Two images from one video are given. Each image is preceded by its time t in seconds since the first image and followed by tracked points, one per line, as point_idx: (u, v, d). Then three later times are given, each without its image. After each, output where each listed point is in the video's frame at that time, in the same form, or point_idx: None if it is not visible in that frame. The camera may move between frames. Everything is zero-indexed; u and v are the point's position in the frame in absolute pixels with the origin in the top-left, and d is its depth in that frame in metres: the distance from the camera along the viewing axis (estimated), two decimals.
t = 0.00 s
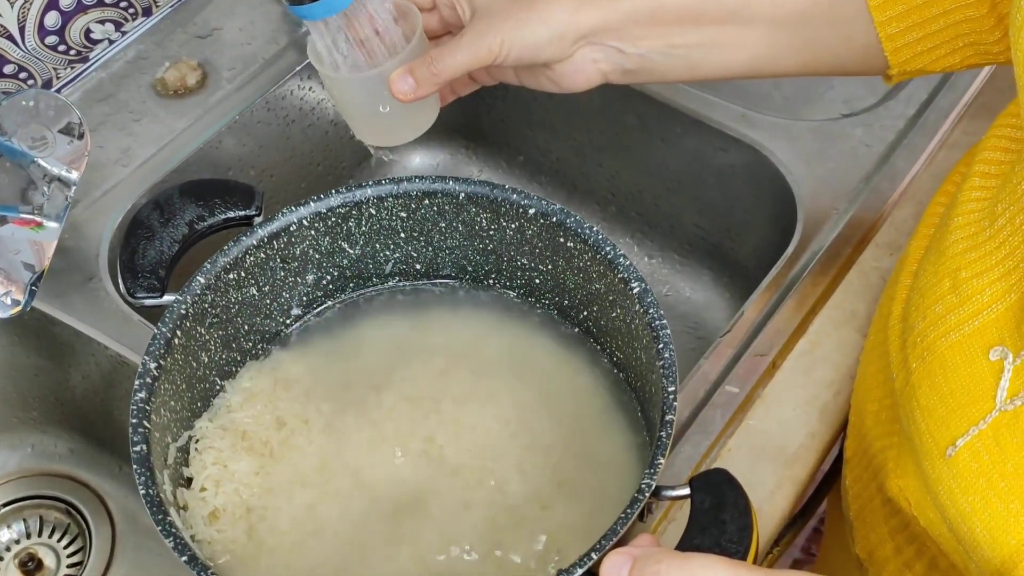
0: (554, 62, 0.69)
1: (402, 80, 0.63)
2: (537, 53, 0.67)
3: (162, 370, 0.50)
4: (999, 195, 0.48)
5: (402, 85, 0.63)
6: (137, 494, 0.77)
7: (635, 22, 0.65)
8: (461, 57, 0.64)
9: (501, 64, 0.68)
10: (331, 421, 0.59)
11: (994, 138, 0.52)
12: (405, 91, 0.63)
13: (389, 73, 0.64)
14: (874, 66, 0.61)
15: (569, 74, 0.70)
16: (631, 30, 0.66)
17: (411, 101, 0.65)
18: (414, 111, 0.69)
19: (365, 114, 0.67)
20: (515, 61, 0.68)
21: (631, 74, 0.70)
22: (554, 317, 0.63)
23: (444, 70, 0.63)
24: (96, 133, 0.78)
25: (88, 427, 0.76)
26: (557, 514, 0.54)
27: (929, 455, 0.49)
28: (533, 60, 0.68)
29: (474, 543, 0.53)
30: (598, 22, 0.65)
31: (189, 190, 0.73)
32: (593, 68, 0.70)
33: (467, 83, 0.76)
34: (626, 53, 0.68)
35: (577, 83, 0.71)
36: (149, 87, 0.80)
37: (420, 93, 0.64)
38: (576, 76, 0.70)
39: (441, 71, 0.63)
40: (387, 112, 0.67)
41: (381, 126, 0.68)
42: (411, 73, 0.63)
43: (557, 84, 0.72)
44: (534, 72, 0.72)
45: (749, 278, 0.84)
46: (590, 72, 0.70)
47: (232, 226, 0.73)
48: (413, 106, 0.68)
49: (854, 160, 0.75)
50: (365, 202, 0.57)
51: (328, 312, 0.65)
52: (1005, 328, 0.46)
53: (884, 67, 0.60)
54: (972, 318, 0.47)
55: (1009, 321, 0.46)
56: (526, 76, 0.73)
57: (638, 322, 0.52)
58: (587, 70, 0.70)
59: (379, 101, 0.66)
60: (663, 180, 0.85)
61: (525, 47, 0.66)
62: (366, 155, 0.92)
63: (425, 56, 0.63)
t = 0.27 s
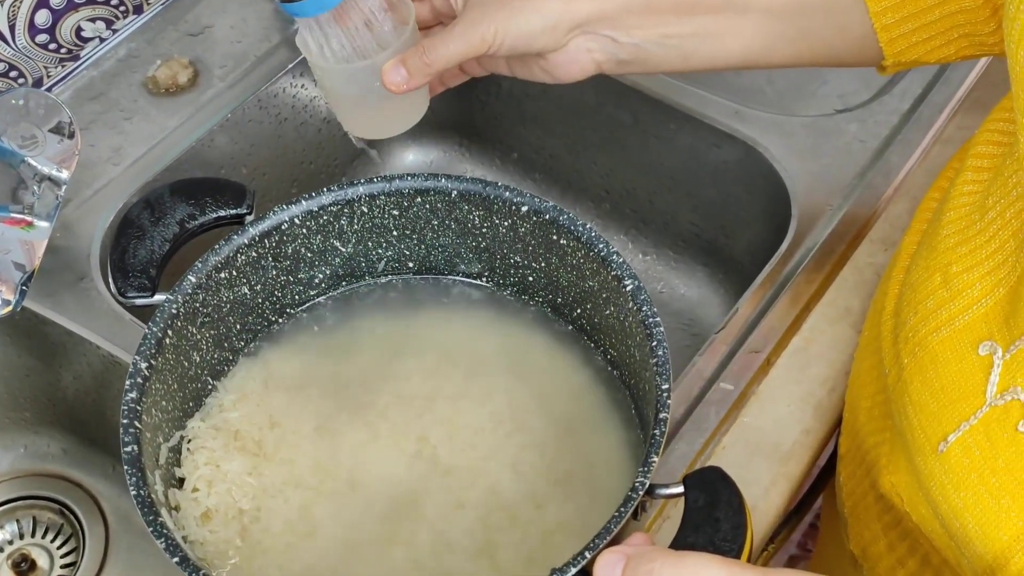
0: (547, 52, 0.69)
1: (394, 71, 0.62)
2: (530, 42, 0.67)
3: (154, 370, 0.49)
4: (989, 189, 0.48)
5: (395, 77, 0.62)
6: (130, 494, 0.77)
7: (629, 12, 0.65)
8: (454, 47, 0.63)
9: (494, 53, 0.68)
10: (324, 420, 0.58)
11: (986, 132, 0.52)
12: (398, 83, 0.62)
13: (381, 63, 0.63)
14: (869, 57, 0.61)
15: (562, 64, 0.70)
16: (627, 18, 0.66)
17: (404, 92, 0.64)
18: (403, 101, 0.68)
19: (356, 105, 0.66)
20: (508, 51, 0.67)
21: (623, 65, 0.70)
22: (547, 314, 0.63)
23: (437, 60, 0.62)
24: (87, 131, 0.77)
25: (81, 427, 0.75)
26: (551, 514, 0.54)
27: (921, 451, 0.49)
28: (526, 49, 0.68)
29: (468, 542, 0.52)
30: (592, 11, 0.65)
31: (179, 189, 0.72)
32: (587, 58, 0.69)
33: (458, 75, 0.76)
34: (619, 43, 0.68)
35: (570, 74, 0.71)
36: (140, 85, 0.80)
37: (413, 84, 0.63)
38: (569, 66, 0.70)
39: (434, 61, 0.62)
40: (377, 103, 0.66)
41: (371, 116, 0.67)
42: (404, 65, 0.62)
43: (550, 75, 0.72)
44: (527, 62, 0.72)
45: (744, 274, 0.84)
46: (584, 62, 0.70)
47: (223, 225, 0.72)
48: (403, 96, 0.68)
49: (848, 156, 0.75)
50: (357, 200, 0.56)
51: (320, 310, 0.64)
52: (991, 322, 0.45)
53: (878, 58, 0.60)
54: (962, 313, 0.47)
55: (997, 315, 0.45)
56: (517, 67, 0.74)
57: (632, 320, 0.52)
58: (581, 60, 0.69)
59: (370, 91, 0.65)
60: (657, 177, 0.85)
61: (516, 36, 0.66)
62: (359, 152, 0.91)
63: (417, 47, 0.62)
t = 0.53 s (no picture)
0: (545, 48, 0.69)
1: (393, 69, 0.62)
2: (528, 37, 0.67)
3: (148, 369, 0.49)
4: (983, 185, 0.48)
5: (393, 74, 0.62)
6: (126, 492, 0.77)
7: (627, 8, 0.65)
8: (451, 44, 0.63)
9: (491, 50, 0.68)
10: (319, 418, 0.58)
11: (980, 128, 0.52)
12: (396, 80, 0.62)
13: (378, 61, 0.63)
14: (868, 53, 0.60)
15: (560, 60, 0.70)
16: (624, 15, 0.66)
17: (402, 89, 0.64)
18: (401, 99, 0.68)
19: (354, 104, 0.66)
20: (506, 48, 0.67)
21: (623, 61, 0.69)
22: (542, 312, 0.63)
23: (435, 57, 0.62)
24: (81, 129, 0.77)
25: (77, 426, 0.75)
26: (544, 511, 0.53)
27: (915, 448, 0.49)
28: (523, 46, 0.68)
29: (464, 540, 0.52)
30: (591, 8, 0.65)
31: (173, 187, 0.72)
32: (585, 54, 0.69)
33: (454, 71, 0.76)
34: (618, 39, 0.67)
35: (568, 70, 0.71)
36: (134, 83, 0.80)
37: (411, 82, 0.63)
38: (567, 62, 0.70)
39: (431, 59, 0.62)
40: (375, 101, 0.66)
41: (369, 115, 0.67)
42: (401, 62, 0.62)
43: (548, 71, 0.72)
44: (524, 59, 0.72)
45: (740, 270, 0.84)
46: (582, 58, 0.70)
47: (217, 224, 0.72)
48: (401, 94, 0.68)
49: (844, 152, 0.75)
50: (351, 198, 0.56)
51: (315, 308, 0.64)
52: (983, 318, 0.45)
53: (876, 54, 0.59)
54: (955, 309, 0.47)
55: (988, 311, 0.45)
56: (515, 64, 0.73)
57: (627, 317, 0.52)
58: (579, 56, 0.70)
59: (368, 90, 0.65)
60: (653, 173, 0.85)
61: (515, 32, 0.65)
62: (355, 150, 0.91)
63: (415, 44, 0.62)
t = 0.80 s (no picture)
0: (575, 50, 0.69)
1: (424, 76, 0.63)
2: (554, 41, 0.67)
3: (141, 369, 0.49)
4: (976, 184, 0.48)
5: (425, 81, 0.63)
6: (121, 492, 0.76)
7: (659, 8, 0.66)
8: (482, 50, 0.63)
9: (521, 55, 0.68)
10: (313, 418, 0.58)
11: (974, 127, 0.52)
12: (428, 87, 0.63)
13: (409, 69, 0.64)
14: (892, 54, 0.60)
15: (590, 63, 0.70)
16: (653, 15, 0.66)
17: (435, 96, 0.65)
18: (431, 107, 0.69)
19: (386, 112, 0.67)
20: (535, 52, 0.67)
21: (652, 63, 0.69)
22: (536, 311, 0.63)
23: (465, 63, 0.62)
24: (74, 129, 0.77)
25: (72, 426, 0.75)
26: (537, 511, 0.53)
27: (907, 447, 0.49)
28: (553, 49, 0.68)
29: (458, 540, 0.52)
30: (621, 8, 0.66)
31: (165, 187, 0.72)
32: (616, 55, 0.69)
33: (478, 78, 0.75)
34: (648, 39, 0.67)
35: (598, 72, 0.70)
36: (128, 82, 0.79)
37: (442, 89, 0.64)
38: (597, 64, 0.70)
39: (463, 65, 0.62)
40: (405, 109, 0.67)
41: (400, 122, 0.68)
42: (433, 70, 0.63)
43: (577, 74, 0.71)
44: (552, 61, 0.72)
45: (735, 268, 0.84)
46: (612, 59, 0.69)
47: (210, 223, 0.73)
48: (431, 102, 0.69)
49: (839, 149, 0.75)
50: (343, 197, 0.56)
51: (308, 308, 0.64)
52: (976, 317, 0.45)
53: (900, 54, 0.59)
54: (948, 308, 0.47)
55: (980, 310, 0.45)
56: (543, 67, 0.73)
57: (621, 315, 0.52)
58: (609, 57, 0.69)
59: (400, 97, 0.66)
60: (647, 171, 0.85)
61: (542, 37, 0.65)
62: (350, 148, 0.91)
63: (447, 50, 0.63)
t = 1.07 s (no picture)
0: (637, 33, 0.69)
1: (481, 79, 0.56)
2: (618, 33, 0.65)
3: (134, 369, 0.49)
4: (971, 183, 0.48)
5: (482, 85, 0.56)
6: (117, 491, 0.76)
7: None
8: (545, 45, 0.58)
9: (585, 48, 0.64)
10: (307, 417, 0.58)
11: (970, 124, 0.52)
12: (483, 92, 0.56)
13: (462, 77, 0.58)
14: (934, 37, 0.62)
15: (646, 43, 0.71)
16: None
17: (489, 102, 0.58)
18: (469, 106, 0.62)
19: (416, 123, 0.60)
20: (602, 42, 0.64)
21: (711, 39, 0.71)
22: (530, 309, 0.63)
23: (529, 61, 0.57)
24: (68, 127, 0.76)
25: (67, 426, 0.75)
26: (531, 510, 0.53)
27: (902, 446, 0.49)
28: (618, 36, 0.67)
29: (452, 539, 0.52)
30: None
31: (157, 186, 0.72)
32: (675, 34, 0.70)
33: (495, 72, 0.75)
34: (710, 18, 0.69)
35: (652, 50, 0.72)
36: (122, 80, 0.79)
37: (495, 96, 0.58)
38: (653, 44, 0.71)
39: (524, 65, 0.57)
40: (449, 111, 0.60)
41: (434, 126, 0.61)
42: (490, 72, 0.56)
43: (627, 53, 0.72)
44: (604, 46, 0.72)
45: (732, 266, 0.84)
46: (669, 38, 0.71)
47: (203, 222, 0.72)
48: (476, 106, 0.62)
49: (835, 146, 0.75)
50: (337, 195, 0.56)
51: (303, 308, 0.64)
52: (971, 316, 0.45)
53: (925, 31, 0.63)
54: (943, 307, 0.47)
55: (975, 309, 0.45)
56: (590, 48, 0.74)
57: (616, 314, 0.52)
58: (668, 36, 0.71)
59: (440, 108, 0.59)
60: (644, 169, 0.85)
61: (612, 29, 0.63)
62: (346, 145, 0.90)
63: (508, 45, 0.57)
